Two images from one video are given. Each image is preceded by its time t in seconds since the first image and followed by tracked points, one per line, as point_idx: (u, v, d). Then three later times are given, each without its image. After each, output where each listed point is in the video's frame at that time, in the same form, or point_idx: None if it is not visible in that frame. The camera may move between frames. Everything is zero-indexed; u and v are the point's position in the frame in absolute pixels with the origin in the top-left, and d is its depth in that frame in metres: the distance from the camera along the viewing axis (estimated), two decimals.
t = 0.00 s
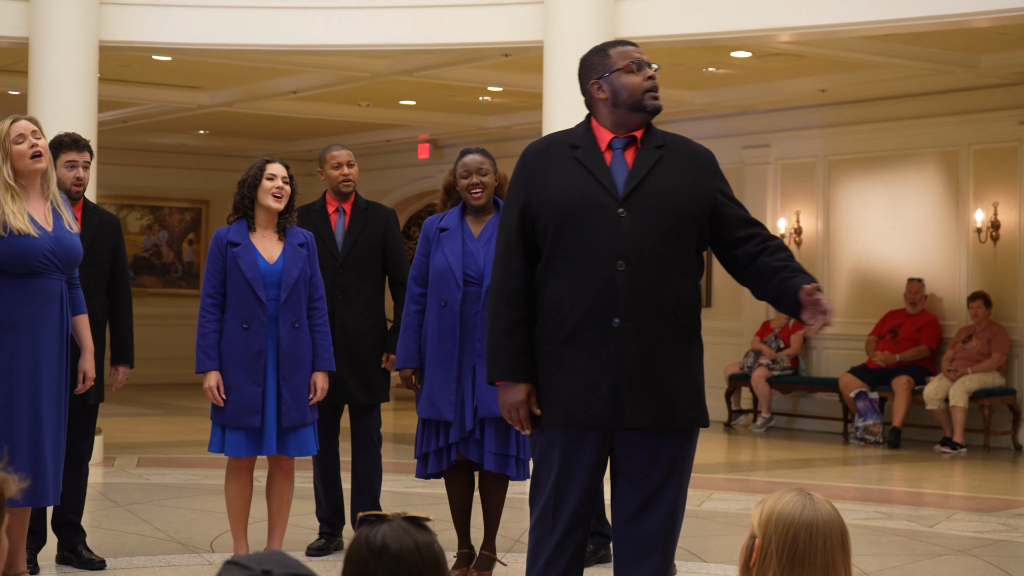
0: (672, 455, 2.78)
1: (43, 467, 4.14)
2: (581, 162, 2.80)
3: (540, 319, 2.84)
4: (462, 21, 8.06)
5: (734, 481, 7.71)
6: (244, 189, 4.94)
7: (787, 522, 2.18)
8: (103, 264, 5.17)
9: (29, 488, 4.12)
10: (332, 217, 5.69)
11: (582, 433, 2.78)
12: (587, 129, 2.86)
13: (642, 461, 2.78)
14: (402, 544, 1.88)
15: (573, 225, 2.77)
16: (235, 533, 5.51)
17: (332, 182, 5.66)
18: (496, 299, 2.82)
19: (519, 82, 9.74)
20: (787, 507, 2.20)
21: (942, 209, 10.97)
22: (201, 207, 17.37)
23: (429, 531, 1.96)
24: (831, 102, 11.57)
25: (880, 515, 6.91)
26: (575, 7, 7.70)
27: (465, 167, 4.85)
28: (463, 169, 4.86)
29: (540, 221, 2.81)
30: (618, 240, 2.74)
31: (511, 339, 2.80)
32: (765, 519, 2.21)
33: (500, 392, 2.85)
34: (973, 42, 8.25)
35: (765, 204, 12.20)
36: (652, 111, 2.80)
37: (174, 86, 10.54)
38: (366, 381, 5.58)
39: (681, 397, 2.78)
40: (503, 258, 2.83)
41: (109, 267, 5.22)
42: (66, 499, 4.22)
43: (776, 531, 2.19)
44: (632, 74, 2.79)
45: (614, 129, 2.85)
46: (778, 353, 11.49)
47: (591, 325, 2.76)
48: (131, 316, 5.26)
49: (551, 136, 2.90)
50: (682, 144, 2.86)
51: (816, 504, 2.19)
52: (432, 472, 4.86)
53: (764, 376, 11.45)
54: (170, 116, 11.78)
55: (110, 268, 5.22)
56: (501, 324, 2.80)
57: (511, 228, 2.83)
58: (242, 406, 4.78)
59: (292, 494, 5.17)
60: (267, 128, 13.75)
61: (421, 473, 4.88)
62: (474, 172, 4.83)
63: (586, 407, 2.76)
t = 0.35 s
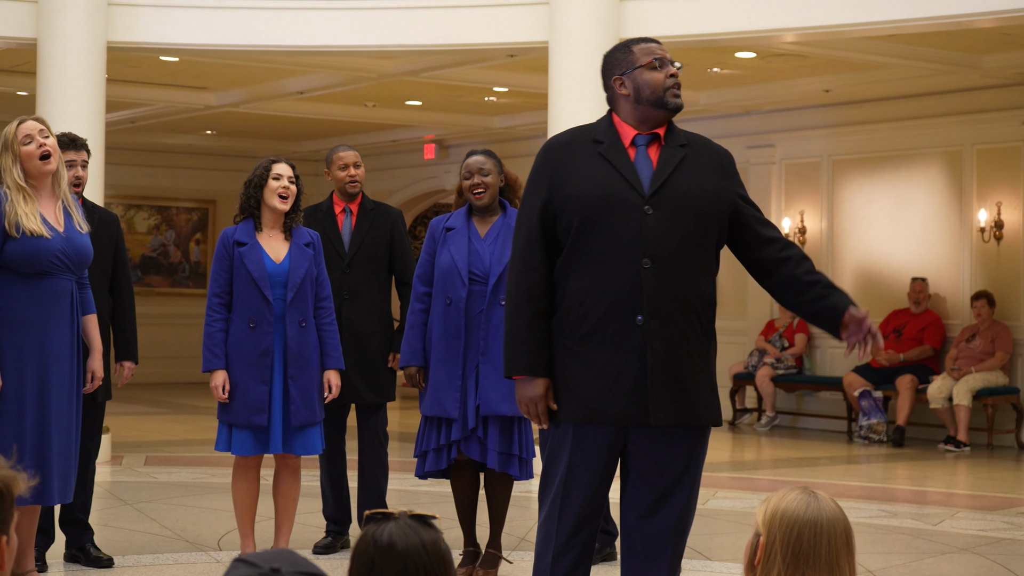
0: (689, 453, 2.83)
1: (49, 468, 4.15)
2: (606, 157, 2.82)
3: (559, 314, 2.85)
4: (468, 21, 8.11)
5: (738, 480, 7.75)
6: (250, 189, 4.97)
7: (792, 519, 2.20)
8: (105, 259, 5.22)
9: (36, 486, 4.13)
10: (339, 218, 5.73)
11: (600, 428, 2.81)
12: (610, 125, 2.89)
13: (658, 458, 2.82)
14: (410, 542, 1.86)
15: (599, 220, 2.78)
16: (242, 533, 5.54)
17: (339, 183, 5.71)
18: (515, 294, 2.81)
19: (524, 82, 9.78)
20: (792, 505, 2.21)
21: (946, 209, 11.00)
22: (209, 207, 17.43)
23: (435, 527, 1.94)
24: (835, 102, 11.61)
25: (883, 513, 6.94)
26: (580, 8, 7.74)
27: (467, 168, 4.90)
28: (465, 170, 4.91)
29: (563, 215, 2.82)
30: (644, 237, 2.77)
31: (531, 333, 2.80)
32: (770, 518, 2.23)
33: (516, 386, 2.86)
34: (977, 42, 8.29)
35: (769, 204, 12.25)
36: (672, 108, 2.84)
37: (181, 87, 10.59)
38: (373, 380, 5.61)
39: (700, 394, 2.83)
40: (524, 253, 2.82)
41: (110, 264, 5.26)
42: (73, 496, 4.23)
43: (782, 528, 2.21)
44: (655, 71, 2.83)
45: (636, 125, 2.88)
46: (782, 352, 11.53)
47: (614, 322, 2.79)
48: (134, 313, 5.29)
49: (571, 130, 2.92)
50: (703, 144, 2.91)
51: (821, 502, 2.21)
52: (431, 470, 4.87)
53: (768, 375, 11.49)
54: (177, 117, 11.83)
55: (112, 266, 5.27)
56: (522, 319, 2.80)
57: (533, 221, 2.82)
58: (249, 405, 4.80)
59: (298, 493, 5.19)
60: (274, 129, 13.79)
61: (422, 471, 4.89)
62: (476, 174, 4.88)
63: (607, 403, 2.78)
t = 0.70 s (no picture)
0: (699, 458, 2.89)
1: (63, 466, 4.10)
2: (636, 158, 2.87)
3: (579, 311, 2.90)
4: (476, 23, 8.17)
5: (743, 478, 7.81)
6: (261, 191, 5.01)
7: (798, 517, 2.22)
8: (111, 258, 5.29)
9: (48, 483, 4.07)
10: (347, 218, 5.78)
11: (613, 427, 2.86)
12: (639, 124, 2.92)
13: (668, 460, 2.88)
14: (418, 539, 1.87)
15: (627, 221, 2.83)
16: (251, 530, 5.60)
17: (345, 184, 5.75)
18: (537, 286, 2.86)
19: (531, 83, 9.84)
20: (797, 502, 2.23)
21: (949, 209, 11.06)
22: (217, 207, 17.51)
23: (444, 524, 1.95)
24: (839, 103, 11.68)
25: (888, 511, 7.00)
26: (587, 10, 7.81)
27: (481, 168, 4.95)
28: (478, 169, 4.95)
29: (590, 213, 2.86)
30: (671, 242, 2.82)
31: (552, 327, 2.85)
32: (775, 515, 2.24)
33: (532, 378, 2.91)
34: (980, 43, 8.35)
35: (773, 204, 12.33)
36: (653, 109, 2.89)
37: (191, 88, 10.67)
38: (381, 379, 5.67)
39: (712, 401, 2.89)
40: (549, 247, 2.86)
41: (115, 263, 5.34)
42: (90, 495, 4.16)
43: (786, 526, 2.23)
44: (642, 73, 2.88)
45: (662, 127, 2.92)
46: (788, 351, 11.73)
47: (634, 323, 2.84)
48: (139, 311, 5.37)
49: (601, 126, 2.95)
50: (730, 152, 2.97)
51: (826, 500, 2.23)
52: (441, 469, 4.92)
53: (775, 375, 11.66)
54: (186, 117, 11.91)
55: (117, 267, 5.35)
56: (542, 312, 2.85)
57: (560, 216, 2.86)
58: (259, 403, 4.85)
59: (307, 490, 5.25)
60: (283, 129, 13.86)
61: (431, 470, 4.94)
62: (490, 172, 4.93)
63: (622, 404, 2.84)
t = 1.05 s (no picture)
0: (704, 466, 2.93)
1: (74, 465, 4.10)
2: (654, 165, 2.89)
3: (591, 313, 2.94)
4: (484, 25, 8.24)
5: (748, 477, 7.86)
6: (276, 193, 5.03)
7: (803, 516, 2.21)
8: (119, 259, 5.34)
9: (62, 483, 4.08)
10: (355, 218, 5.84)
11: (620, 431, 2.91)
12: (661, 129, 2.95)
13: (676, 463, 2.93)
14: (426, 538, 1.88)
15: (642, 228, 2.86)
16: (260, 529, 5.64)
17: (352, 185, 5.83)
18: (553, 285, 2.92)
19: (539, 85, 9.90)
20: (802, 501, 2.22)
21: (954, 209, 11.09)
22: (227, 208, 17.59)
23: (452, 524, 1.96)
24: (844, 104, 11.73)
25: (893, 510, 7.04)
26: (592, 12, 7.87)
27: (486, 164, 5.03)
28: (484, 166, 5.04)
29: (607, 217, 2.90)
30: (686, 253, 2.84)
31: (563, 328, 2.90)
32: (781, 514, 2.24)
33: (543, 375, 2.97)
34: (983, 44, 8.39)
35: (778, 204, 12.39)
36: (681, 115, 2.89)
37: (199, 89, 10.73)
38: (389, 378, 5.71)
39: (720, 411, 2.92)
40: (565, 249, 2.91)
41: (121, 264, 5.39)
42: (102, 494, 4.16)
43: (792, 524, 2.22)
44: (668, 79, 2.88)
45: (684, 133, 2.94)
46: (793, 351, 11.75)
47: (645, 331, 2.87)
48: (145, 310, 5.42)
49: (623, 128, 2.98)
50: (750, 161, 2.98)
51: (830, 499, 2.22)
52: (452, 466, 4.96)
53: (780, 373, 11.69)
54: (196, 119, 11.98)
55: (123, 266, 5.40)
56: (555, 312, 2.91)
57: (577, 218, 2.91)
58: (268, 402, 4.88)
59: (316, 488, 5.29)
60: (292, 131, 13.93)
61: (440, 467, 4.97)
62: (494, 169, 5.00)
63: (630, 410, 2.88)
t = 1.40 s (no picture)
0: (707, 470, 2.99)
1: (82, 465, 4.15)
2: (666, 172, 2.94)
3: (600, 317, 3.00)
4: (492, 28, 8.32)
5: (754, 476, 7.92)
6: (285, 193, 5.10)
7: (809, 514, 2.22)
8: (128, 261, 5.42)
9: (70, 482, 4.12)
10: (364, 218, 5.90)
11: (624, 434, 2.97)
12: (675, 135, 2.99)
13: (681, 465, 2.98)
14: (434, 535, 1.91)
15: (652, 236, 2.91)
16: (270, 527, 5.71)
17: (361, 185, 5.86)
18: (562, 287, 2.97)
19: (546, 87, 9.97)
20: (808, 500, 2.23)
21: (959, 210, 11.14)
22: (237, 208, 17.68)
23: (461, 522, 1.99)
24: (849, 106, 11.78)
25: (897, 509, 7.09)
26: (599, 15, 7.95)
27: (495, 167, 5.07)
28: (493, 168, 5.07)
29: (617, 222, 2.95)
30: (694, 262, 2.89)
31: (571, 330, 2.97)
32: (787, 512, 2.24)
33: (551, 375, 3.04)
34: (988, 46, 8.44)
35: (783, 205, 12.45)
36: (687, 125, 2.94)
37: (210, 91, 10.81)
38: (397, 376, 5.76)
39: (724, 418, 2.97)
40: (576, 251, 2.96)
41: (130, 266, 5.46)
42: (107, 494, 4.21)
43: (798, 523, 2.23)
44: (679, 86, 2.95)
45: (697, 141, 2.98)
46: (798, 351, 11.81)
47: (651, 338, 2.93)
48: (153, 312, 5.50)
49: (638, 132, 3.03)
50: (763, 170, 3.02)
51: (836, 498, 2.23)
52: (458, 466, 5.02)
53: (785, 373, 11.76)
54: (206, 120, 12.06)
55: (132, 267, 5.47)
56: (564, 313, 2.97)
57: (589, 222, 2.96)
58: (278, 401, 4.94)
59: (325, 487, 5.35)
60: (301, 132, 13.99)
61: (448, 466, 5.02)
62: (504, 172, 5.03)
63: (634, 414, 2.94)
